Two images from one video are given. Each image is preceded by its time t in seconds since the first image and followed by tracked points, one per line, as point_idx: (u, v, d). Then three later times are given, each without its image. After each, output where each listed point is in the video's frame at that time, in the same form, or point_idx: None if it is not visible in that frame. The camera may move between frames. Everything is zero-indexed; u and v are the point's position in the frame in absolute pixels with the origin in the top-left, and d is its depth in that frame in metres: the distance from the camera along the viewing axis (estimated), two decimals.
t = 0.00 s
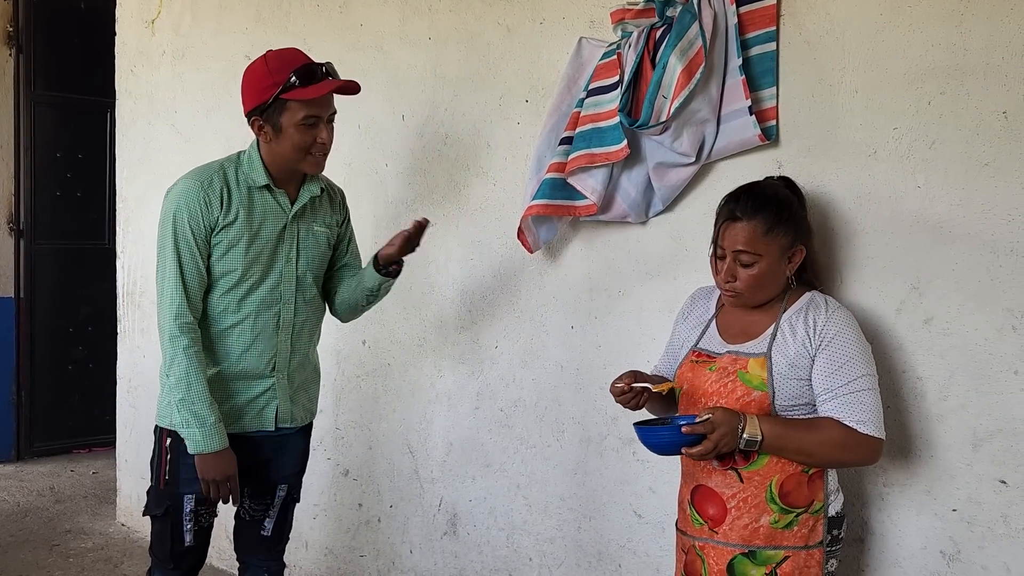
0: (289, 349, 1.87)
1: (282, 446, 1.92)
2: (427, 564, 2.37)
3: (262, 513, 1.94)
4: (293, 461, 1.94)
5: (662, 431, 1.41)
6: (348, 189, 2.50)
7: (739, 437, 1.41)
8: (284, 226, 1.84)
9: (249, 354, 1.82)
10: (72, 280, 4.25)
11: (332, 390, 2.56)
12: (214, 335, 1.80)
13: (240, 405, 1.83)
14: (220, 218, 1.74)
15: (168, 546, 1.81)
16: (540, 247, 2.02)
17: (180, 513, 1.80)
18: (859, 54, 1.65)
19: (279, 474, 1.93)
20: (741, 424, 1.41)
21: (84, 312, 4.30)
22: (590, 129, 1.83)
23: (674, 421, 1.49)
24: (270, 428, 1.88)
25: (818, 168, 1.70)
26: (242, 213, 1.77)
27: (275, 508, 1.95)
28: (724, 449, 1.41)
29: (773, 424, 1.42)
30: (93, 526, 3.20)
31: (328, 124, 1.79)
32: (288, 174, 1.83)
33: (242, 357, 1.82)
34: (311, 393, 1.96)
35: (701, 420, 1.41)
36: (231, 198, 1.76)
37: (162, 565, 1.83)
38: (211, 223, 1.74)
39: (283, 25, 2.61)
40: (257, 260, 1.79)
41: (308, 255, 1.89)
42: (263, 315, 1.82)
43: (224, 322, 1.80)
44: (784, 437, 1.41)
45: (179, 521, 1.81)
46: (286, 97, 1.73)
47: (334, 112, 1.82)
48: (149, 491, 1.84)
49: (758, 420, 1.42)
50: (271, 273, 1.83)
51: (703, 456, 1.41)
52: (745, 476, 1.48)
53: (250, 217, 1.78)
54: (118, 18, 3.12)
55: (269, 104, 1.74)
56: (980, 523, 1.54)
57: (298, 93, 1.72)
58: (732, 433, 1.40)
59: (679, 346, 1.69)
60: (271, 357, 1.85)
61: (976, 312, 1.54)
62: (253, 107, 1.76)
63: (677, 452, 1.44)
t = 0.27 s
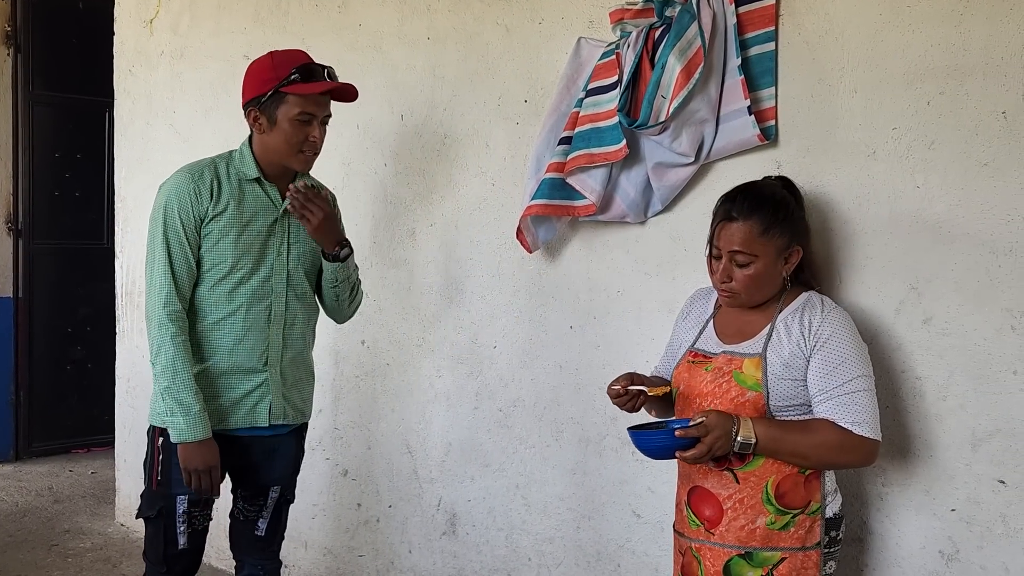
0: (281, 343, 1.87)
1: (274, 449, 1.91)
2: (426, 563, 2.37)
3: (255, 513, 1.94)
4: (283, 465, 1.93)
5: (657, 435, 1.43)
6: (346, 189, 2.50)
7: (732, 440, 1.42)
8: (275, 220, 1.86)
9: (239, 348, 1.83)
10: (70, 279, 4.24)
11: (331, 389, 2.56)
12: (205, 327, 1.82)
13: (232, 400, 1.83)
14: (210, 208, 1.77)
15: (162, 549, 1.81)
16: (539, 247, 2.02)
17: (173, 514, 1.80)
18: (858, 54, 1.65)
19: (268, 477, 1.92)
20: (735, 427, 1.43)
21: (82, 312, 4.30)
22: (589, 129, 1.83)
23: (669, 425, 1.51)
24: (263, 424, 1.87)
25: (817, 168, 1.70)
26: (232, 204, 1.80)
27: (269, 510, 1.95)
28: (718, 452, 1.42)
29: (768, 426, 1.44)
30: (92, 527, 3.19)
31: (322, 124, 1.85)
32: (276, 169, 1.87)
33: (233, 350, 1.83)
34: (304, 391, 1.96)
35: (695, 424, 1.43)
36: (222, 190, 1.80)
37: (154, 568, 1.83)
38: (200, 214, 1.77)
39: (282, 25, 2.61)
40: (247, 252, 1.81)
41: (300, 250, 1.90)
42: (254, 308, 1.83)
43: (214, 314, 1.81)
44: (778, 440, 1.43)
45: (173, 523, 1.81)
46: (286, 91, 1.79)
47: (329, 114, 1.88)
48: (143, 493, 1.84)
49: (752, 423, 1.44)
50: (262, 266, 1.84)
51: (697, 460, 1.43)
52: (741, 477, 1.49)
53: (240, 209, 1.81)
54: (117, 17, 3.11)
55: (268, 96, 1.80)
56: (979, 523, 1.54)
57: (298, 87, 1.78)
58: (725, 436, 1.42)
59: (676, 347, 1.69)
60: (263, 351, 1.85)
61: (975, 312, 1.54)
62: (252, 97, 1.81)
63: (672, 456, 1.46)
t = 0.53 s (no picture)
0: (274, 340, 1.88)
1: (270, 448, 1.92)
2: (427, 564, 2.36)
3: (253, 513, 1.95)
4: (278, 464, 1.93)
5: (653, 435, 1.45)
6: (347, 189, 2.49)
7: (728, 442, 1.44)
8: (268, 218, 1.87)
9: (233, 345, 1.84)
10: (70, 279, 4.24)
11: (331, 390, 2.56)
12: (197, 323, 1.82)
13: (225, 397, 1.83)
14: (200, 206, 1.79)
15: (159, 548, 1.82)
16: (540, 247, 2.02)
17: (170, 513, 1.82)
18: (859, 55, 1.64)
19: (262, 476, 1.92)
20: (730, 430, 1.45)
21: (82, 312, 4.29)
22: (590, 130, 1.83)
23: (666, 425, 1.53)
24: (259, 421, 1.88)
25: (819, 169, 1.69)
26: (223, 202, 1.81)
27: (266, 510, 1.96)
28: (713, 454, 1.44)
29: (764, 428, 1.45)
30: (92, 527, 3.19)
31: (318, 122, 1.88)
32: (275, 167, 1.89)
33: (226, 347, 1.83)
34: (301, 390, 1.96)
35: (690, 425, 1.45)
36: (214, 187, 1.81)
37: (151, 569, 1.84)
38: (190, 211, 1.79)
39: (282, 24, 2.60)
40: (238, 249, 1.82)
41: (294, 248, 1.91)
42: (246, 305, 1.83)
43: (205, 311, 1.82)
44: (775, 442, 1.44)
45: (170, 522, 1.82)
46: (283, 87, 1.83)
47: (325, 114, 1.91)
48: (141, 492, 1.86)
49: (748, 425, 1.45)
50: (255, 264, 1.85)
51: (692, 460, 1.44)
52: (738, 478, 1.52)
53: (233, 207, 1.82)
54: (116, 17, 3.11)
55: (266, 94, 1.84)
56: (980, 523, 1.54)
57: (295, 83, 1.83)
58: (721, 438, 1.44)
59: (679, 347, 1.70)
60: (257, 348, 1.86)
61: (976, 312, 1.54)
62: (248, 96, 1.85)
63: (668, 457, 1.47)
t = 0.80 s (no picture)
0: (270, 339, 1.88)
1: (268, 446, 1.92)
2: (430, 565, 2.36)
3: (253, 511, 1.96)
4: (277, 462, 1.94)
5: (654, 434, 1.45)
6: (350, 190, 2.49)
7: (730, 442, 1.44)
8: (264, 217, 1.87)
9: (229, 343, 1.83)
10: (72, 280, 4.24)
11: (334, 390, 2.56)
12: (193, 321, 1.83)
13: (219, 394, 1.83)
14: (195, 205, 1.79)
15: (155, 547, 1.82)
16: (544, 248, 2.02)
17: (166, 510, 1.81)
18: (864, 55, 1.64)
19: (260, 475, 1.93)
20: (732, 430, 1.44)
21: (84, 312, 4.29)
22: (594, 130, 1.83)
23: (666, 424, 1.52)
24: (254, 419, 1.88)
25: (823, 169, 1.69)
26: (219, 201, 1.81)
27: (266, 508, 1.96)
28: (715, 454, 1.44)
29: (767, 429, 1.45)
30: (94, 527, 3.19)
31: (317, 122, 1.89)
32: (275, 168, 1.89)
33: (221, 346, 1.83)
34: (298, 388, 1.96)
35: (692, 425, 1.44)
36: (211, 186, 1.81)
37: (147, 568, 1.84)
38: (186, 210, 1.78)
39: (285, 25, 2.60)
40: (233, 249, 1.81)
41: (291, 247, 1.91)
42: (242, 304, 1.83)
43: (201, 310, 1.82)
44: (777, 443, 1.44)
45: (166, 521, 1.82)
46: (284, 88, 1.83)
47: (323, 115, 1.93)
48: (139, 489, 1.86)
49: (751, 426, 1.45)
50: (251, 263, 1.84)
51: (693, 460, 1.44)
52: (740, 479, 1.52)
53: (229, 206, 1.82)
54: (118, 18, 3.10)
55: (266, 94, 1.84)
56: (986, 525, 1.54)
57: (296, 84, 1.84)
58: (722, 438, 1.44)
59: (683, 349, 1.71)
60: (253, 346, 1.86)
61: (982, 313, 1.53)
62: (249, 97, 1.85)
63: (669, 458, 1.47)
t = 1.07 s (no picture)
0: (266, 334, 1.91)
1: (268, 444, 1.94)
2: (435, 565, 2.36)
3: (254, 510, 1.96)
4: (276, 461, 1.96)
5: (662, 434, 1.45)
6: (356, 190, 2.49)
7: (738, 442, 1.44)
8: (253, 215, 1.90)
9: (225, 340, 1.86)
10: (77, 280, 4.24)
11: (339, 390, 2.56)
12: (189, 320, 1.85)
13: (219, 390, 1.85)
14: (184, 205, 1.82)
15: (158, 548, 1.82)
16: (550, 248, 2.02)
17: (167, 514, 1.83)
18: (872, 55, 1.64)
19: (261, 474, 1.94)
20: (740, 430, 1.44)
21: (89, 312, 4.29)
22: (601, 130, 1.83)
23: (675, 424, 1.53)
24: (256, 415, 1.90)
25: (831, 170, 1.69)
26: (208, 201, 1.84)
27: (267, 507, 1.97)
28: (722, 454, 1.44)
29: (775, 429, 1.44)
30: (100, 527, 3.19)
31: (299, 124, 1.92)
32: (257, 166, 1.92)
33: (218, 344, 1.86)
34: (294, 383, 1.98)
35: (700, 425, 1.44)
36: (198, 187, 1.84)
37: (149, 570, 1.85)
38: (176, 210, 1.81)
39: (291, 25, 2.60)
40: (224, 247, 1.84)
41: (280, 243, 1.94)
42: (237, 301, 1.86)
43: (196, 308, 1.84)
44: (785, 444, 1.43)
45: (168, 523, 1.83)
46: (267, 88, 1.86)
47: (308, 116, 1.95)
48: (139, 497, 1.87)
49: (759, 426, 1.45)
50: (243, 260, 1.87)
51: (701, 460, 1.44)
52: (748, 480, 1.52)
53: (217, 205, 1.85)
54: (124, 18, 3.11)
55: (250, 93, 1.87)
56: (995, 526, 1.53)
57: (278, 85, 1.86)
58: (731, 438, 1.43)
59: (690, 350, 1.70)
60: (249, 342, 1.88)
61: (991, 314, 1.53)
62: (234, 95, 1.89)
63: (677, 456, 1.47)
